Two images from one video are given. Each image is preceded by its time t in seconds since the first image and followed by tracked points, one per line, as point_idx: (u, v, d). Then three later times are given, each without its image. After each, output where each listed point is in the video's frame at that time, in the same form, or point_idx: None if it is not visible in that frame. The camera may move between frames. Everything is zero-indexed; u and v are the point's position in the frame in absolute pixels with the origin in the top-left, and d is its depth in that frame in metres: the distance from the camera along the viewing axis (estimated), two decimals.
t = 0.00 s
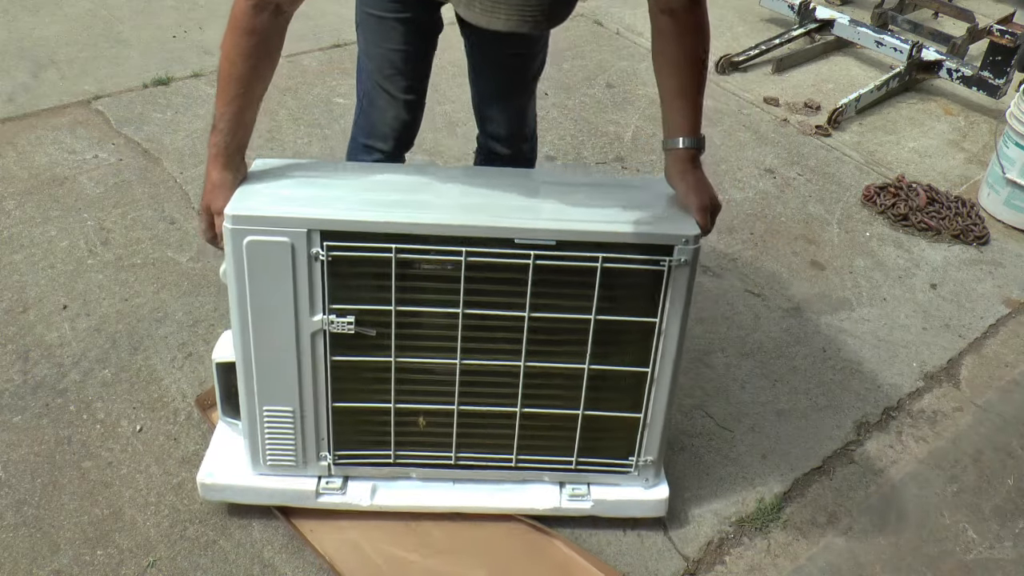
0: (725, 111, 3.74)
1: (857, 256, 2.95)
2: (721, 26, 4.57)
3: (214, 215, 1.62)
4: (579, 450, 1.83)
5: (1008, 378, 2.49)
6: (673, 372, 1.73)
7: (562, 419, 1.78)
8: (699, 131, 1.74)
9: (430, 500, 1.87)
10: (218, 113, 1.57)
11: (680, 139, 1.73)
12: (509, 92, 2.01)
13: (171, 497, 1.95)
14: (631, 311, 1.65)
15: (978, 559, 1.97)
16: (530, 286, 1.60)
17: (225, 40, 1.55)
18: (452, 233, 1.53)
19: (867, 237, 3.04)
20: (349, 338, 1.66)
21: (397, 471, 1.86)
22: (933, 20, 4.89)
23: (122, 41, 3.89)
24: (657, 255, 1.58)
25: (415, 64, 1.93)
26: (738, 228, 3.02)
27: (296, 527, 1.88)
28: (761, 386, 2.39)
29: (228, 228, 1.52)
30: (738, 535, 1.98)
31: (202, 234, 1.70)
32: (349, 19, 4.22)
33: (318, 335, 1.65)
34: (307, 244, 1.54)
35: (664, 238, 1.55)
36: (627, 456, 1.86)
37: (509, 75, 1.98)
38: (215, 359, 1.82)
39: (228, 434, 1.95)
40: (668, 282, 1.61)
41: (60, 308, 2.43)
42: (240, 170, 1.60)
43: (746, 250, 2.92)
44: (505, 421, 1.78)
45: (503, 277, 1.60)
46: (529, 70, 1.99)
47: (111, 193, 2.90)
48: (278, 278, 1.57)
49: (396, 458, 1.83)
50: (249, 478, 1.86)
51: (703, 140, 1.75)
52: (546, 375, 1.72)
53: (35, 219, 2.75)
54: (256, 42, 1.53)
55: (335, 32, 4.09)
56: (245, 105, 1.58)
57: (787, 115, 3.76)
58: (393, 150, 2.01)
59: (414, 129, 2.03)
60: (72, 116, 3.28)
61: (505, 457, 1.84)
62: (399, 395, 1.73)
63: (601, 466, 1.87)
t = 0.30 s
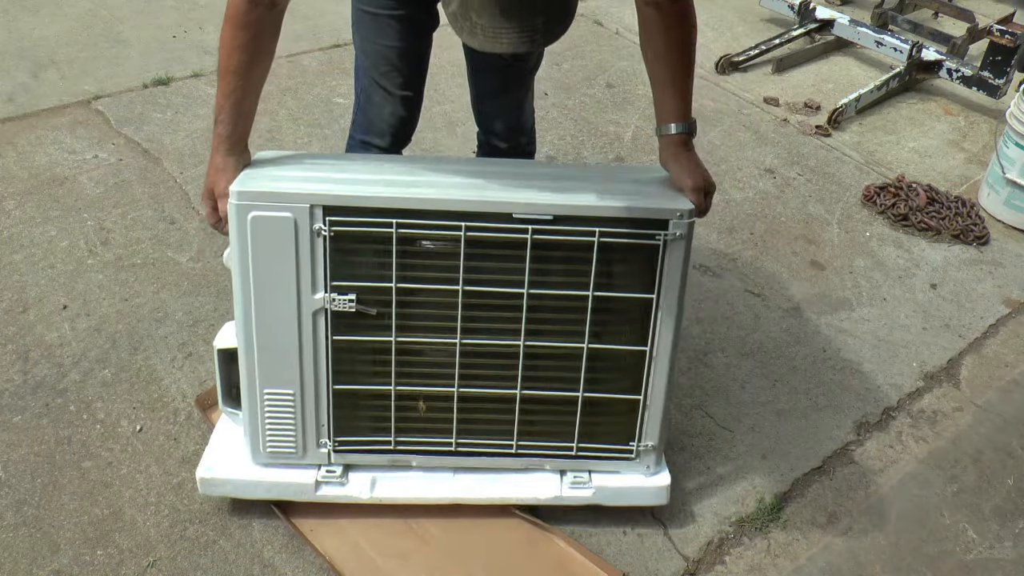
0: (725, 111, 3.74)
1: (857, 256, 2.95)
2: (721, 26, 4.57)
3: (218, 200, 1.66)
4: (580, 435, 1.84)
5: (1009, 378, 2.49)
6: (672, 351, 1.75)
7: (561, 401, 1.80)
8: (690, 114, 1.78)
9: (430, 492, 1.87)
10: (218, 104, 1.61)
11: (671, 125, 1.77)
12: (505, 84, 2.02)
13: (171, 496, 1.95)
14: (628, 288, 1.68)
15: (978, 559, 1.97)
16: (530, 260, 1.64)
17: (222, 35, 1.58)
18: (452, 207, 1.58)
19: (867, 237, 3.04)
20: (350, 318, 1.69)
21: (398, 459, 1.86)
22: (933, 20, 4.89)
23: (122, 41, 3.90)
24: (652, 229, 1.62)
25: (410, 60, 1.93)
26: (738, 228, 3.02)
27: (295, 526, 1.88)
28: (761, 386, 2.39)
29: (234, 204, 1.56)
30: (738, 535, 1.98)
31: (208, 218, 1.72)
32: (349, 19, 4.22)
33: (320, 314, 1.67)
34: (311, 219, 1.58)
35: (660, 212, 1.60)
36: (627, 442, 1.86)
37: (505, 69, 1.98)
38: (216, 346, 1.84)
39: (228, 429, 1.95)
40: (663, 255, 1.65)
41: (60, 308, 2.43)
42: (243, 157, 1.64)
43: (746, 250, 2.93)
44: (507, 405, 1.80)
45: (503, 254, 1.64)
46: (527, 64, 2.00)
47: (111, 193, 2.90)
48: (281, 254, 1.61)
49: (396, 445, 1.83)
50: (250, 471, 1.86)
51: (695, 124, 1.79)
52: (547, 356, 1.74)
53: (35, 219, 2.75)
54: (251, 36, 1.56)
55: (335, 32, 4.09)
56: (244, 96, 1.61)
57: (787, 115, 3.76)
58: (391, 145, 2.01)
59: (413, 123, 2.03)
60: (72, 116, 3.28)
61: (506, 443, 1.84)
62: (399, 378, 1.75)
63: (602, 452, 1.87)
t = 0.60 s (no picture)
0: (724, 111, 3.74)
1: (857, 256, 2.95)
2: (721, 26, 4.57)
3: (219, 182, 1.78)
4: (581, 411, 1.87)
5: (1008, 378, 2.49)
6: (669, 322, 1.81)
7: (561, 375, 1.84)
8: (681, 97, 1.94)
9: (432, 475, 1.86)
10: (222, 97, 1.74)
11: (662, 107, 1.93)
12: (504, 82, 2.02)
13: (171, 497, 1.95)
14: (622, 258, 1.77)
15: (978, 559, 1.97)
16: (527, 227, 1.74)
17: (226, 35, 1.69)
18: (451, 176, 1.69)
19: (867, 237, 3.04)
20: (352, 290, 1.76)
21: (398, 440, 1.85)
22: (933, 20, 4.89)
23: (122, 41, 3.90)
24: (646, 198, 1.73)
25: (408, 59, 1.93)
26: (738, 227, 3.03)
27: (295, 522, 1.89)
28: (761, 386, 2.39)
29: (241, 171, 1.65)
30: (738, 535, 1.98)
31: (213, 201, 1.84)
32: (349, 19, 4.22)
33: (323, 285, 1.74)
34: (316, 187, 1.67)
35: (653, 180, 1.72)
36: (628, 418, 1.88)
37: (502, 67, 1.99)
38: (220, 327, 1.89)
39: (227, 420, 1.94)
40: (657, 223, 1.74)
41: (60, 308, 2.44)
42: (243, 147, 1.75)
43: (745, 250, 2.93)
44: (506, 381, 1.84)
45: (501, 225, 1.74)
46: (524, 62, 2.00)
47: (111, 193, 2.90)
48: (285, 222, 1.69)
49: (396, 424, 1.85)
50: (252, 458, 1.86)
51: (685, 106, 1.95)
52: (544, 330, 1.81)
53: (35, 219, 2.75)
54: (252, 36, 1.67)
55: (335, 33, 4.08)
56: (244, 92, 1.72)
57: (787, 115, 3.76)
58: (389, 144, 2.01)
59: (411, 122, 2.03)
60: (72, 116, 3.29)
61: (507, 421, 1.86)
62: (402, 351, 1.80)
63: (604, 432, 1.88)
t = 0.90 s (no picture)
0: (725, 111, 3.74)
1: (857, 256, 2.95)
2: (721, 25, 4.57)
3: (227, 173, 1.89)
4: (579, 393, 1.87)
5: (1008, 378, 2.49)
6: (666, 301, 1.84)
7: (561, 355, 1.86)
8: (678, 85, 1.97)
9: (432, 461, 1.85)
10: (230, 90, 1.82)
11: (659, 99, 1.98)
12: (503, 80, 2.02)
13: (171, 496, 1.95)
14: (618, 236, 1.82)
15: (978, 559, 1.97)
16: (525, 206, 1.80)
17: (236, 38, 1.77)
18: (451, 156, 1.77)
19: (867, 237, 3.04)
20: (353, 269, 1.79)
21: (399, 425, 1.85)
22: (933, 20, 4.89)
23: (122, 41, 3.90)
24: (641, 175, 1.80)
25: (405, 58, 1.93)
26: (738, 227, 3.03)
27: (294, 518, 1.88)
28: (761, 386, 2.39)
29: (249, 150, 1.71)
30: (738, 535, 1.98)
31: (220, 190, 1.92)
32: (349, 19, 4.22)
33: (326, 264, 1.77)
34: (320, 165, 1.73)
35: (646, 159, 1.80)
36: (628, 400, 1.88)
37: (501, 66, 1.99)
38: (223, 314, 1.91)
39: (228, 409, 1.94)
40: (652, 201, 1.81)
41: (60, 308, 2.44)
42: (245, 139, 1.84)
43: (745, 249, 2.93)
44: (506, 362, 1.85)
45: (500, 206, 1.80)
46: (523, 60, 2.00)
47: (111, 194, 2.90)
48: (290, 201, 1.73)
49: (397, 407, 1.84)
50: (253, 442, 1.85)
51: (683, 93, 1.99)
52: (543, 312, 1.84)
53: (35, 219, 2.75)
54: (262, 40, 1.75)
55: (334, 33, 4.09)
56: (252, 91, 1.81)
57: (787, 115, 3.76)
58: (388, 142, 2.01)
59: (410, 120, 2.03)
60: (72, 116, 3.28)
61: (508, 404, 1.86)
62: (404, 330, 1.82)
63: (604, 416, 1.88)
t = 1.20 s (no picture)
0: (724, 111, 3.74)
1: (857, 256, 2.95)
2: (721, 25, 4.57)
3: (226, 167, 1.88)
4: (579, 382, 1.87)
5: (1009, 378, 2.49)
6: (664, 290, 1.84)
7: (561, 345, 1.86)
8: (679, 85, 1.98)
9: (431, 451, 1.84)
10: (233, 88, 1.82)
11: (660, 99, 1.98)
12: (504, 81, 2.02)
13: (171, 496, 1.95)
14: (616, 225, 1.83)
15: (978, 559, 1.97)
16: (524, 196, 1.80)
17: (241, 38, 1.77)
18: (450, 147, 1.79)
19: (867, 237, 3.04)
20: (354, 258, 1.79)
21: (399, 415, 1.84)
22: (933, 20, 4.89)
23: (122, 41, 3.90)
24: (638, 165, 1.82)
25: (405, 58, 1.93)
26: (738, 227, 3.03)
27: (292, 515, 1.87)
28: (761, 386, 2.39)
29: (254, 140, 1.73)
30: (738, 535, 1.98)
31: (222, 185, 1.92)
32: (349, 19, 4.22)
33: (328, 254, 1.78)
34: (324, 155, 1.75)
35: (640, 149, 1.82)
36: (627, 390, 1.88)
37: (502, 66, 1.99)
38: (225, 305, 1.91)
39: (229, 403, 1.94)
40: (649, 190, 1.82)
41: (60, 308, 2.44)
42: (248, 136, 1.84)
43: (745, 250, 2.93)
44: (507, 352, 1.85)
45: (501, 197, 1.81)
46: (525, 60, 2.00)
47: (111, 193, 2.90)
48: (293, 191, 1.75)
49: (397, 396, 1.84)
50: (253, 433, 1.84)
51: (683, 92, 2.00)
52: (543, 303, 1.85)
53: (35, 219, 2.75)
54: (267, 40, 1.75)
55: (335, 33, 4.09)
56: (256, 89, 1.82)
57: (787, 115, 3.76)
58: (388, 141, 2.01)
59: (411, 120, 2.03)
60: (72, 116, 3.28)
61: (508, 393, 1.86)
62: (405, 320, 1.83)
63: (604, 406, 1.88)
